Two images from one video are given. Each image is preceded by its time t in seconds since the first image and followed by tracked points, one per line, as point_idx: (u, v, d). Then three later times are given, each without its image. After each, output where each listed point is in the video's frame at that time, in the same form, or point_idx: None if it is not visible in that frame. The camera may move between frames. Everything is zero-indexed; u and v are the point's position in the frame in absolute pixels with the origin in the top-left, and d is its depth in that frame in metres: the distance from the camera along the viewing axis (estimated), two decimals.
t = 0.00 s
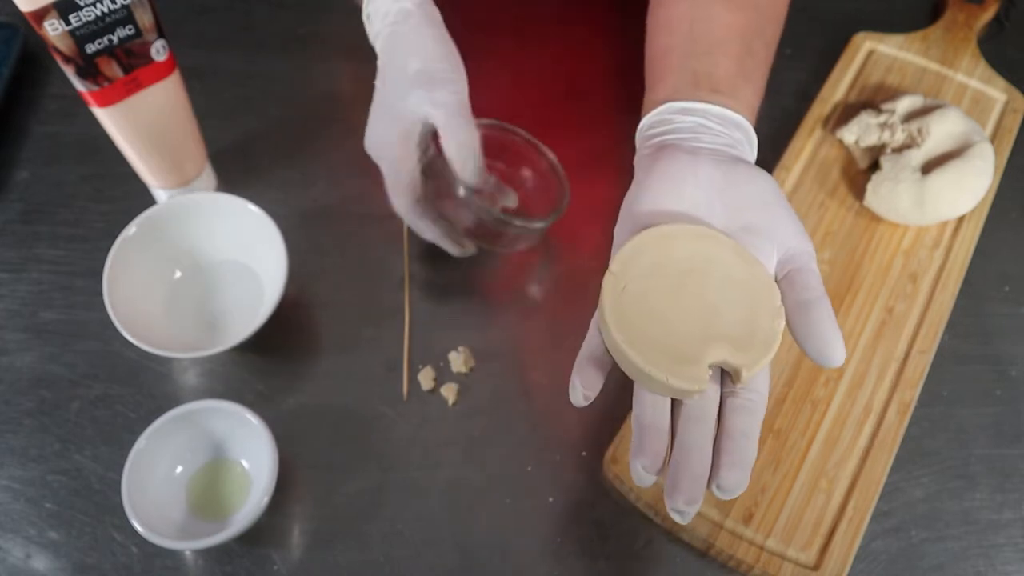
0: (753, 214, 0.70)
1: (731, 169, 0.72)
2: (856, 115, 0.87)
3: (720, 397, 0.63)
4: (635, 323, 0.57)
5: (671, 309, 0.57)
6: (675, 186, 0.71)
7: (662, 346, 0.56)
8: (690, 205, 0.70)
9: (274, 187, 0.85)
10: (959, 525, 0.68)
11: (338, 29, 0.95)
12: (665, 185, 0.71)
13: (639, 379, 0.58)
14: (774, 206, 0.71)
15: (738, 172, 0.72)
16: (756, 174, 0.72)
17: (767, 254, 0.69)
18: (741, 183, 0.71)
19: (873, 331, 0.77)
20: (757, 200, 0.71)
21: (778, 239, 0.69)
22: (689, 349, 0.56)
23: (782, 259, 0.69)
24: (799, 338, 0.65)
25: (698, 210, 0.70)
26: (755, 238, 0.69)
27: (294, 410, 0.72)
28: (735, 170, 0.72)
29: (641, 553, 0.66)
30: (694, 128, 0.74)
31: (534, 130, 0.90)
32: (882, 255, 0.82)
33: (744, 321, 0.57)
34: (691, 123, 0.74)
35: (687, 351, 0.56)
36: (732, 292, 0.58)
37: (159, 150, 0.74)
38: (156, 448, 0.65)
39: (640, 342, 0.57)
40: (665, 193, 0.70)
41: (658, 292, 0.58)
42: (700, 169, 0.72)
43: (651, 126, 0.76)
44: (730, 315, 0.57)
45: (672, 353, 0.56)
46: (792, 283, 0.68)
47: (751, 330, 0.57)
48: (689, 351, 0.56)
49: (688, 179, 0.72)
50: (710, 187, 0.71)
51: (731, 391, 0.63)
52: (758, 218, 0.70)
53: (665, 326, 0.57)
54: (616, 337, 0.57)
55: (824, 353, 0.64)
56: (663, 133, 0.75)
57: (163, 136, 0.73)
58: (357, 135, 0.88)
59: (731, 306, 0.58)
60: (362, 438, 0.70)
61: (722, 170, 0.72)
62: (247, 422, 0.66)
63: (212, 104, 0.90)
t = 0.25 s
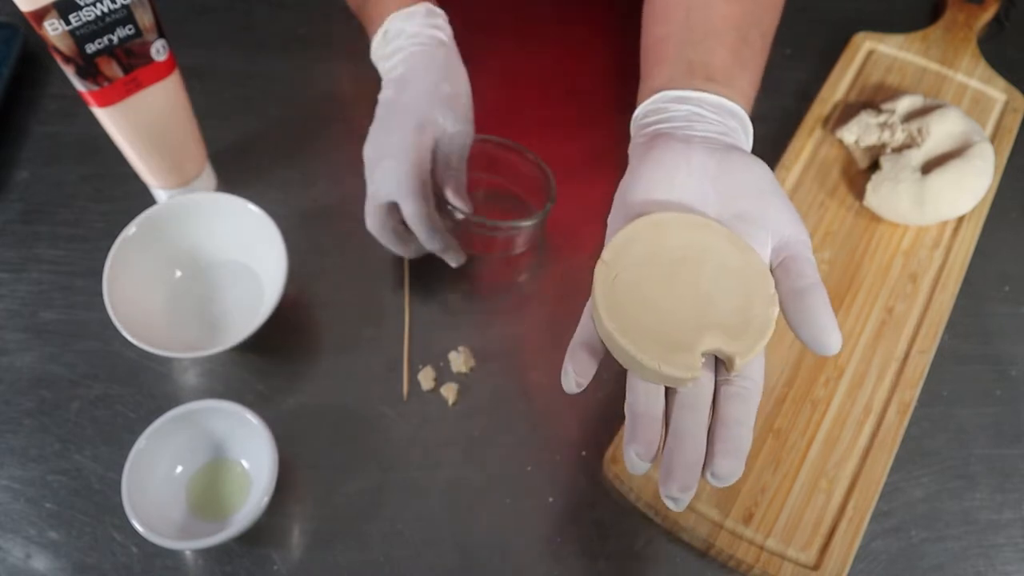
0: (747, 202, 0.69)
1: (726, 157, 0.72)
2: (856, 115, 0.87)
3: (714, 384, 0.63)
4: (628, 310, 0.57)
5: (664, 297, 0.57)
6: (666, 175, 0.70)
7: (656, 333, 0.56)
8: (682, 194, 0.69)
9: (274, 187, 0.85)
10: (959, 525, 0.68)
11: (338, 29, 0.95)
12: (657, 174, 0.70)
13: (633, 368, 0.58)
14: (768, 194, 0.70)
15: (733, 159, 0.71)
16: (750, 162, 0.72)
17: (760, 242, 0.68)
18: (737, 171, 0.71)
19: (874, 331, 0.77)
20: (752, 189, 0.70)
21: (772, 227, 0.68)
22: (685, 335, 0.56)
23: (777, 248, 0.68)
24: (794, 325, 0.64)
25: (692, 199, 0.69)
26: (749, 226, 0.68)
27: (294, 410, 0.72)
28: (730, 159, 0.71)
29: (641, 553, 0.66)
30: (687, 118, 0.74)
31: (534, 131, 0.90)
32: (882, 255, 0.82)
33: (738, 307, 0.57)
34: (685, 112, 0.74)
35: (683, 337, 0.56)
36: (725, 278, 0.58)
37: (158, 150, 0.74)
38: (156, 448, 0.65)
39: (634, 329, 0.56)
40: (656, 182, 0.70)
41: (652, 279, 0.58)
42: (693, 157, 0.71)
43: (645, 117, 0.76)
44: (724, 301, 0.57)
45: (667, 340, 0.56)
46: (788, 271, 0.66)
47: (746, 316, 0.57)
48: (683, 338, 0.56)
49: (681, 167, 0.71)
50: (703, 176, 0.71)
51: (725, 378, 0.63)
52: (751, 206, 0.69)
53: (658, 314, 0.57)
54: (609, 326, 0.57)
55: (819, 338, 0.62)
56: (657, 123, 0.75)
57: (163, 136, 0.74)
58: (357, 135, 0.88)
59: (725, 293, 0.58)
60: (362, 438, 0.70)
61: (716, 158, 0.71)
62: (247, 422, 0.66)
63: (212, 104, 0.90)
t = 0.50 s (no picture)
0: (758, 188, 0.69)
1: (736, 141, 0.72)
2: (856, 116, 0.87)
3: (732, 367, 0.64)
4: (642, 299, 0.58)
5: (680, 282, 0.58)
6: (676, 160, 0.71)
7: (670, 316, 0.57)
8: (693, 178, 0.70)
9: (274, 187, 0.85)
10: (958, 524, 0.68)
11: (338, 29, 0.96)
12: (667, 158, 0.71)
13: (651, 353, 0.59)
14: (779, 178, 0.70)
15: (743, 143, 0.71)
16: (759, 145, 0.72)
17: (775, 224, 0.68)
18: (749, 154, 0.71)
19: (873, 331, 0.77)
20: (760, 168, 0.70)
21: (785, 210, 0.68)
22: (699, 317, 0.57)
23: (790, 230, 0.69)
24: (809, 307, 0.66)
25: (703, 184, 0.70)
26: (761, 210, 0.68)
27: (294, 410, 0.72)
28: (739, 143, 0.71)
29: (640, 552, 0.66)
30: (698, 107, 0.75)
31: (533, 131, 0.90)
32: (881, 255, 0.82)
33: (752, 286, 0.58)
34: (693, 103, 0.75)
35: (698, 317, 0.56)
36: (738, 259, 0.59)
37: (159, 151, 0.74)
38: (157, 448, 0.65)
39: (649, 316, 0.57)
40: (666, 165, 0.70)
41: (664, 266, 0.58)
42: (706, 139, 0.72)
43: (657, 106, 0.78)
44: (737, 282, 0.58)
45: (683, 323, 0.56)
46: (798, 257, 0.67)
47: (760, 294, 0.57)
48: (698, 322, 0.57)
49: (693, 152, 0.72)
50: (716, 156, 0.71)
51: (743, 361, 0.64)
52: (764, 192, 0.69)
53: (672, 297, 0.57)
54: (621, 313, 0.58)
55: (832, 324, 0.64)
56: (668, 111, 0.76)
57: (165, 137, 0.74)
58: (358, 135, 0.88)
59: (738, 272, 0.58)
60: (362, 438, 0.70)
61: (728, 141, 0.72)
62: (248, 422, 0.66)
63: (213, 104, 0.90)
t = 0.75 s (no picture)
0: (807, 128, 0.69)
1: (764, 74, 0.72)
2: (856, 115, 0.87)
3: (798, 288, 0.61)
4: (660, 244, 0.55)
5: (696, 211, 0.55)
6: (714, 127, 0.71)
7: (696, 248, 0.54)
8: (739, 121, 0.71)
9: (275, 187, 0.85)
10: (958, 524, 0.68)
11: (338, 29, 0.96)
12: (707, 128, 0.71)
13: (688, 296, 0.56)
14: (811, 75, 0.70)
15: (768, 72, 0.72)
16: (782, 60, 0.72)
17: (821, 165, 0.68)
18: (799, 86, 0.69)
19: (873, 331, 0.77)
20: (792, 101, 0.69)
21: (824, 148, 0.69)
22: (727, 233, 0.54)
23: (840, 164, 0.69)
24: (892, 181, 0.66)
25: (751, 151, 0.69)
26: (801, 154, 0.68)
27: (294, 409, 0.72)
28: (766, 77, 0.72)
29: (640, 552, 0.66)
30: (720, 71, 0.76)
31: (533, 131, 0.90)
32: (881, 255, 0.82)
33: (782, 180, 0.54)
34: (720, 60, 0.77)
35: (727, 231, 0.53)
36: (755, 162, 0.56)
37: (159, 151, 0.74)
38: (157, 448, 0.65)
39: (675, 252, 0.54)
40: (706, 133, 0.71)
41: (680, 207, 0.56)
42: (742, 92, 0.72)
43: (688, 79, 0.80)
44: (755, 185, 0.55)
45: (710, 249, 0.53)
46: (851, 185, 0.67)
47: (790, 190, 0.53)
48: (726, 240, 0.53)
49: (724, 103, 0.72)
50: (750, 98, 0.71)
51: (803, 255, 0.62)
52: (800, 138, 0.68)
53: (693, 228, 0.55)
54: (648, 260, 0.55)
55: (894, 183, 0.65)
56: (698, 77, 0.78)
57: (165, 136, 0.74)
58: (358, 135, 0.88)
59: (752, 177, 0.55)
60: (362, 438, 0.70)
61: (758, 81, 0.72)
62: (248, 422, 0.66)
63: (213, 104, 0.90)
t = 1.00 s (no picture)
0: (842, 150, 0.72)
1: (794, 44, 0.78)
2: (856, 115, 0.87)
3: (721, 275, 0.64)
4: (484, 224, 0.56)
5: (547, 191, 0.57)
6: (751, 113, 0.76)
7: (548, 231, 0.55)
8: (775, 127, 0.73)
9: (275, 187, 0.85)
10: (958, 524, 0.68)
11: (339, 29, 0.96)
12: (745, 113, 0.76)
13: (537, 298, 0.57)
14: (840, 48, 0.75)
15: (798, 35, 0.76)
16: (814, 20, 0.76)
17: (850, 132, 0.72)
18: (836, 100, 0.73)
19: (873, 331, 0.77)
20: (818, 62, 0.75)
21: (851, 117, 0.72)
22: (588, 227, 0.55)
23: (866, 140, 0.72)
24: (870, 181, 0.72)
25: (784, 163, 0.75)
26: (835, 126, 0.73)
27: (294, 409, 0.72)
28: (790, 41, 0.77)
29: (640, 552, 0.66)
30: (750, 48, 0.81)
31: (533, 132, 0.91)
32: (881, 255, 0.82)
33: (631, 194, 0.58)
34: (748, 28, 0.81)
35: (585, 222, 0.55)
36: (610, 161, 0.59)
37: (159, 151, 0.74)
38: (157, 448, 0.65)
39: (529, 234, 0.56)
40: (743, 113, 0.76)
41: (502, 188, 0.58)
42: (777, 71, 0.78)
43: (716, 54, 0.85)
44: (611, 184, 0.58)
45: (573, 237, 0.55)
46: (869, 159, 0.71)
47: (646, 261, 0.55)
48: (589, 244, 0.55)
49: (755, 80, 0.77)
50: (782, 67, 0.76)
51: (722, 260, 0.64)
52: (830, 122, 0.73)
53: (543, 206, 0.56)
54: (493, 243, 0.56)
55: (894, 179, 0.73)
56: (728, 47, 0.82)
57: (165, 136, 0.74)
58: (358, 134, 0.88)
59: (589, 171, 0.58)
60: (362, 438, 0.71)
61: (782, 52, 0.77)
62: (248, 421, 0.66)
63: (213, 104, 0.90)
